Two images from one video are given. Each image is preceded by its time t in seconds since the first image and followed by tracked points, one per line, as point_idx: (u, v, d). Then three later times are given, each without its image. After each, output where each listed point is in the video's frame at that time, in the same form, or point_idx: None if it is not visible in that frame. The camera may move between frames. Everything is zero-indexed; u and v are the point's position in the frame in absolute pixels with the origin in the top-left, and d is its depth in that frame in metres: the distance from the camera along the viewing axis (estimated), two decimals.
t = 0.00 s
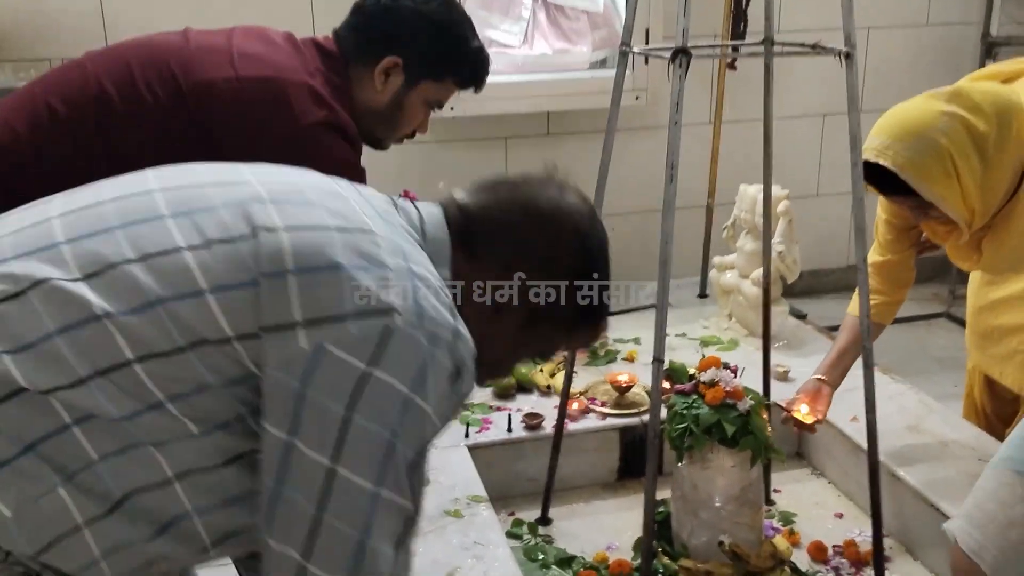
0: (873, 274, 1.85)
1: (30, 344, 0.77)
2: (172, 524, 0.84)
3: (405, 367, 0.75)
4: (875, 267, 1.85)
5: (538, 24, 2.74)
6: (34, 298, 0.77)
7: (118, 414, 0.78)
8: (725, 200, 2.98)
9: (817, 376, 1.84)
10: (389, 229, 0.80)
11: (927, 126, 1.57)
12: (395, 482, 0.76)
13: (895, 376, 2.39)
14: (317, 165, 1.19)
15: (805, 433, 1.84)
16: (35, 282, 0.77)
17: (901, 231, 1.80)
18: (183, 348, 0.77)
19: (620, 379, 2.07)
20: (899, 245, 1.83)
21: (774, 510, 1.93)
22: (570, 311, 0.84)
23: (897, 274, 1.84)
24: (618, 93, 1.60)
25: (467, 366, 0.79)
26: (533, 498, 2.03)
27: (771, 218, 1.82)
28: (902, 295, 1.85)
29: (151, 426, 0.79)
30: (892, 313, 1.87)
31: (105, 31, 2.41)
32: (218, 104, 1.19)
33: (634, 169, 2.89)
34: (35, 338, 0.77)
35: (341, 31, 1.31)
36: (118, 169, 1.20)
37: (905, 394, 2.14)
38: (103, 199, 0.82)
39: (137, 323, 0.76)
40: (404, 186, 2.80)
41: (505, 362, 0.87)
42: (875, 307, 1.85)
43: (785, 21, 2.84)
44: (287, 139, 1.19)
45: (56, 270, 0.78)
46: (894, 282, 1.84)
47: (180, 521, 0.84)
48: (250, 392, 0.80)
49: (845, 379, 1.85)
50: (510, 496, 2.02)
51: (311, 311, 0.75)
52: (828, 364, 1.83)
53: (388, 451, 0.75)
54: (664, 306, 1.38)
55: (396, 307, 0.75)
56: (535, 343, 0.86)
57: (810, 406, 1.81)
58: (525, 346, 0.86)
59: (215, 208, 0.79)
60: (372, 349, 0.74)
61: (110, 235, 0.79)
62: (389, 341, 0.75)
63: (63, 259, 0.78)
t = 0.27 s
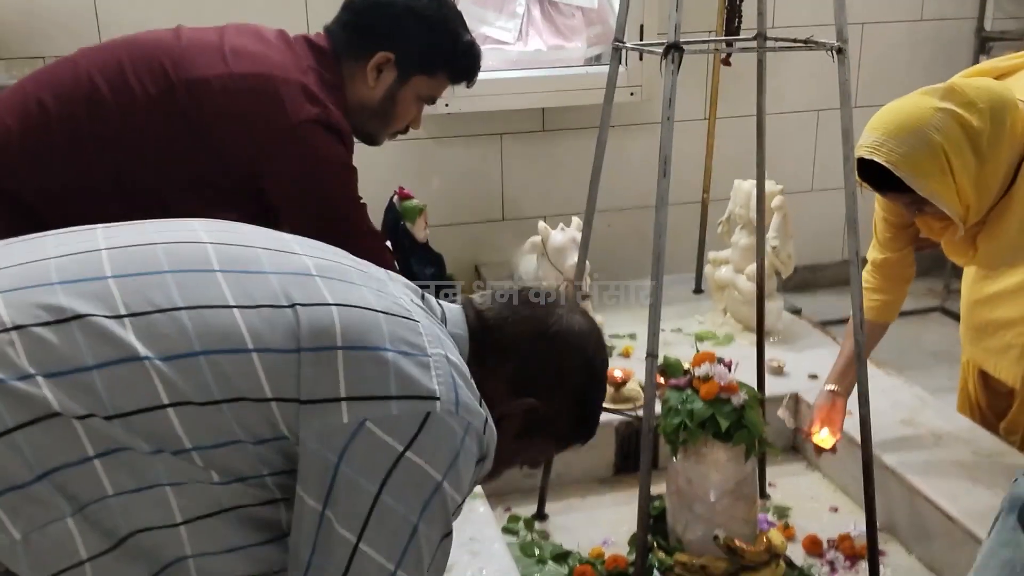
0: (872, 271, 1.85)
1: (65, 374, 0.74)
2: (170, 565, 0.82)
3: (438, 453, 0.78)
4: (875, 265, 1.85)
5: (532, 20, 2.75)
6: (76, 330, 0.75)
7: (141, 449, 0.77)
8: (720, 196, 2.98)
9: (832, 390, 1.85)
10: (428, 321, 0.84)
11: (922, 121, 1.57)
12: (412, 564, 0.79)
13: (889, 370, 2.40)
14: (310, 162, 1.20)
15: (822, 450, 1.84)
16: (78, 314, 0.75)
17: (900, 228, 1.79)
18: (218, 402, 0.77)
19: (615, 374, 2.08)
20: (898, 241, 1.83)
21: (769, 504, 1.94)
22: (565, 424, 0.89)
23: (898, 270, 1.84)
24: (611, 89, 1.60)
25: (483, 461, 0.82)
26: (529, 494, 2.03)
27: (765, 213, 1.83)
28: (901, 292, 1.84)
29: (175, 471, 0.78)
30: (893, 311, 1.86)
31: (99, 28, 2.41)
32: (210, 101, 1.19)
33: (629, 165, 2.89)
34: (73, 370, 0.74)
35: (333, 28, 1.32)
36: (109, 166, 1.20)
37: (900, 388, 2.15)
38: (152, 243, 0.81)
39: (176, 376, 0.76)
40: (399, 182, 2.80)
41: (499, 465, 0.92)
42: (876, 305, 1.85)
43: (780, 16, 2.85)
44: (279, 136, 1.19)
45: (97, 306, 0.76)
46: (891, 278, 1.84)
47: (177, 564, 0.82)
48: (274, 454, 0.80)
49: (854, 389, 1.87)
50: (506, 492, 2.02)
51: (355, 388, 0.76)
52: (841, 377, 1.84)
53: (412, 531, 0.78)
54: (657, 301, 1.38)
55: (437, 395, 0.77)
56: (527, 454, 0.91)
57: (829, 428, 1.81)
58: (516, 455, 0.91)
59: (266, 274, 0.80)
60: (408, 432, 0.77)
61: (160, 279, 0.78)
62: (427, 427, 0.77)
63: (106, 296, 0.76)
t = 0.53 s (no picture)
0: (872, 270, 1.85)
1: (63, 380, 0.69)
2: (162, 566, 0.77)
3: (428, 471, 0.74)
4: (872, 263, 1.85)
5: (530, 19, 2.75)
6: (77, 336, 0.70)
7: (134, 458, 0.71)
8: (719, 194, 2.98)
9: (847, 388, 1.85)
10: (425, 339, 0.80)
11: (917, 118, 1.57)
12: None
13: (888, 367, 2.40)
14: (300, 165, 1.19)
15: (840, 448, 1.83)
16: (80, 320, 0.70)
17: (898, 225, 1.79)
18: (215, 412, 0.72)
19: (614, 373, 2.08)
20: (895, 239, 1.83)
21: (767, 501, 1.94)
22: (557, 443, 0.86)
23: (894, 268, 1.84)
24: (607, 87, 1.60)
25: (471, 485, 0.79)
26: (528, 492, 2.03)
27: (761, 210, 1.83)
28: (901, 290, 1.85)
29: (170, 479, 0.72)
30: (894, 308, 1.87)
31: (96, 29, 2.41)
32: (201, 104, 1.19)
33: (627, 163, 2.89)
34: (70, 376, 0.69)
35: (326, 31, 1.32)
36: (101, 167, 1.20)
37: (898, 385, 2.15)
38: (153, 250, 0.76)
39: (175, 387, 0.71)
40: (397, 182, 2.80)
41: (488, 485, 0.88)
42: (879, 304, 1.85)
43: (777, 14, 2.85)
44: (270, 139, 1.19)
45: (96, 312, 0.71)
46: (889, 275, 1.84)
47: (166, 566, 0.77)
48: (267, 468, 0.74)
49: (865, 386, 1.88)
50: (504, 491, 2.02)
51: (350, 403, 0.72)
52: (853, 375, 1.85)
53: (391, 546, 0.73)
54: (654, 299, 1.38)
55: (431, 415, 0.74)
56: (517, 473, 0.88)
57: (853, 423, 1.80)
58: (506, 474, 0.88)
59: (266, 285, 0.76)
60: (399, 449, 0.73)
61: (159, 286, 0.73)
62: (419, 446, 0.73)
63: (108, 302, 0.71)
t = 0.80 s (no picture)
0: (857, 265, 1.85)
1: (39, 387, 0.68)
2: None
3: (381, 490, 0.73)
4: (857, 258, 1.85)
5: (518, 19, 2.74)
6: (55, 344, 0.68)
7: (91, 475, 0.69)
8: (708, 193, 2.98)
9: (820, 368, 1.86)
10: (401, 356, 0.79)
11: (904, 116, 1.57)
12: None
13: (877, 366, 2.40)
14: (288, 163, 1.18)
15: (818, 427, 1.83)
16: (59, 328, 0.69)
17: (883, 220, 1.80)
18: (186, 424, 0.70)
19: (603, 372, 2.07)
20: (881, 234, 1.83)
21: (757, 500, 1.93)
22: (532, 463, 0.85)
23: (880, 264, 1.84)
24: (595, 85, 1.59)
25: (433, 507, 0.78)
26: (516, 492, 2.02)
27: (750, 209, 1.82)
28: (885, 286, 1.85)
29: (137, 491, 0.70)
30: (877, 303, 1.86)
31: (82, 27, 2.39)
32: (185, 102, 1.17)
33: (617, 163, 2.89)
34: (45, 383, 0.68)
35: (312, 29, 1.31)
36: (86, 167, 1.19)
37: (887, 384, 2.15)
38: (133, 258, 0.75)
39: (149, 397, 0.69)
40: (386, 181, 2.79)
41: (461, 500, 0.87)
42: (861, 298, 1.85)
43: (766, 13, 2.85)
44: (256, 136, 1.17)
45: (74, 319, 0.70)
46: (876, 272, 1.84)
47: None
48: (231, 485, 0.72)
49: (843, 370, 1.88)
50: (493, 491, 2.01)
51: (316, 418, 0.71)
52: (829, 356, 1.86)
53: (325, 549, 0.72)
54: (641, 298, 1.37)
55: (397, 434, 0.73)
56: (492, 491, 0.87)
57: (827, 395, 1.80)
58: (479, 492, 0.87)
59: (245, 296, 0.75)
60: (362, 466, 0.72)
61: (137, 295, 0.72)
62: (381, 465, 0.72)
63: (87, 311, 0.70)
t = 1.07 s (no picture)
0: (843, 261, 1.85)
1: None
2: None
3: (345, 516, 0.72)
4: (844, 252, 1.85)
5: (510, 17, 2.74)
6: (17, 350, 0.68)
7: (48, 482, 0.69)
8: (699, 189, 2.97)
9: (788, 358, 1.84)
10: (373, 375, 0.78)
11: (891, 112, 1.56)
12: None
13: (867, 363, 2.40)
14: (268, 157, 1.16)
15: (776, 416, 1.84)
16: (22, 334, 0.68)
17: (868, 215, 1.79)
18: (147, 438, 0.69)
19: (592, 370, 2.07)
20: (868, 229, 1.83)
21: (746, 498, 1.93)
22: (510, 484, 0.84)
23: (864, 259, 1.84)
24: (582, 81, 1.59)
25: (400, 529, 0.77)
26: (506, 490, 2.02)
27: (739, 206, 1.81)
28: (870, 280, 1.85)
29: (94, 504, 0.70)
30: (861, 298, 1.87)
31: (69, 22, 2.38)
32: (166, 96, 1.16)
33: (608, 159, 2.88)
34: (5, 390, 0.67)
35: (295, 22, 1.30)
36: (66, 163, 1.18)
37: (877, 381, 2.15)
38: (105, 262, 0.74)
39: (110, 408, 0.68)
40: (376, 178, 2.78)
41: (437, 519, 0.87)
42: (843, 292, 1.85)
43: (757, 9, 2.84)
44: (237, 131, 1.16)
45: (39, 326, 0.69)
46: (861, 267, 1.85)
47: None
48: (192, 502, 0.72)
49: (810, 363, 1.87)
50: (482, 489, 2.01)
51: (282, 437, 0.70)
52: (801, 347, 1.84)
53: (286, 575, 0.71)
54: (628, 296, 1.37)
55: (364, 459, 0.72)
56: (467, 509, 0.86)
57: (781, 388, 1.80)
58: (457, 511, 0.86)
59: (215, 308, 0.74)
60: (327, 491, 0.71)
61: (105, 303, 0.71)
62: (347, 489, 0.71)
63: (52, 317, 0.69)
